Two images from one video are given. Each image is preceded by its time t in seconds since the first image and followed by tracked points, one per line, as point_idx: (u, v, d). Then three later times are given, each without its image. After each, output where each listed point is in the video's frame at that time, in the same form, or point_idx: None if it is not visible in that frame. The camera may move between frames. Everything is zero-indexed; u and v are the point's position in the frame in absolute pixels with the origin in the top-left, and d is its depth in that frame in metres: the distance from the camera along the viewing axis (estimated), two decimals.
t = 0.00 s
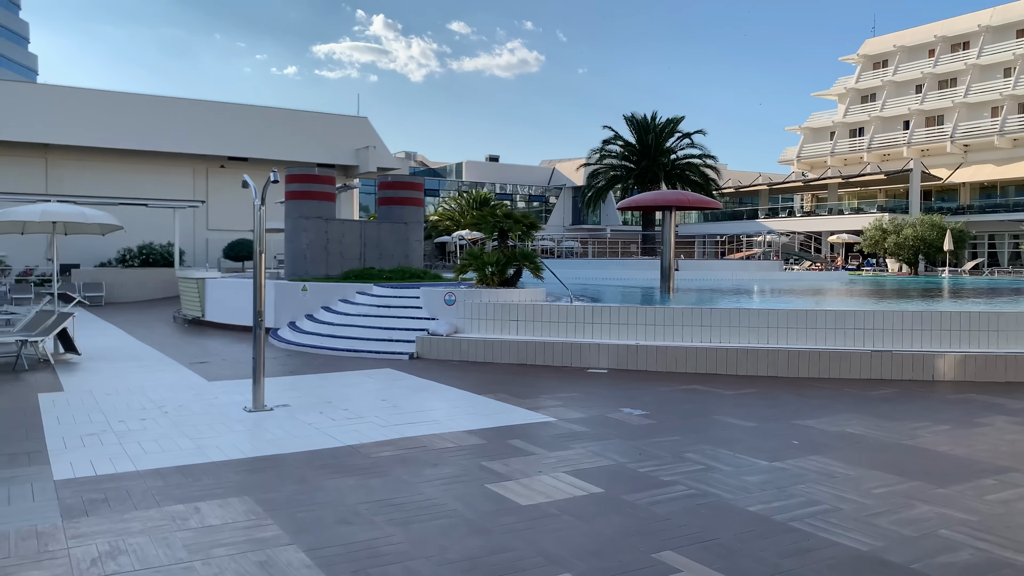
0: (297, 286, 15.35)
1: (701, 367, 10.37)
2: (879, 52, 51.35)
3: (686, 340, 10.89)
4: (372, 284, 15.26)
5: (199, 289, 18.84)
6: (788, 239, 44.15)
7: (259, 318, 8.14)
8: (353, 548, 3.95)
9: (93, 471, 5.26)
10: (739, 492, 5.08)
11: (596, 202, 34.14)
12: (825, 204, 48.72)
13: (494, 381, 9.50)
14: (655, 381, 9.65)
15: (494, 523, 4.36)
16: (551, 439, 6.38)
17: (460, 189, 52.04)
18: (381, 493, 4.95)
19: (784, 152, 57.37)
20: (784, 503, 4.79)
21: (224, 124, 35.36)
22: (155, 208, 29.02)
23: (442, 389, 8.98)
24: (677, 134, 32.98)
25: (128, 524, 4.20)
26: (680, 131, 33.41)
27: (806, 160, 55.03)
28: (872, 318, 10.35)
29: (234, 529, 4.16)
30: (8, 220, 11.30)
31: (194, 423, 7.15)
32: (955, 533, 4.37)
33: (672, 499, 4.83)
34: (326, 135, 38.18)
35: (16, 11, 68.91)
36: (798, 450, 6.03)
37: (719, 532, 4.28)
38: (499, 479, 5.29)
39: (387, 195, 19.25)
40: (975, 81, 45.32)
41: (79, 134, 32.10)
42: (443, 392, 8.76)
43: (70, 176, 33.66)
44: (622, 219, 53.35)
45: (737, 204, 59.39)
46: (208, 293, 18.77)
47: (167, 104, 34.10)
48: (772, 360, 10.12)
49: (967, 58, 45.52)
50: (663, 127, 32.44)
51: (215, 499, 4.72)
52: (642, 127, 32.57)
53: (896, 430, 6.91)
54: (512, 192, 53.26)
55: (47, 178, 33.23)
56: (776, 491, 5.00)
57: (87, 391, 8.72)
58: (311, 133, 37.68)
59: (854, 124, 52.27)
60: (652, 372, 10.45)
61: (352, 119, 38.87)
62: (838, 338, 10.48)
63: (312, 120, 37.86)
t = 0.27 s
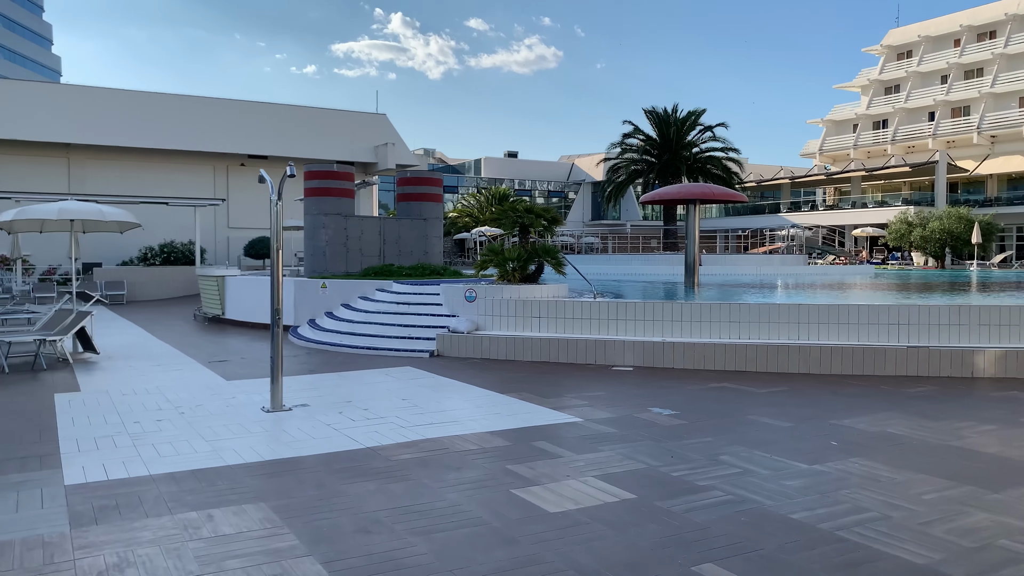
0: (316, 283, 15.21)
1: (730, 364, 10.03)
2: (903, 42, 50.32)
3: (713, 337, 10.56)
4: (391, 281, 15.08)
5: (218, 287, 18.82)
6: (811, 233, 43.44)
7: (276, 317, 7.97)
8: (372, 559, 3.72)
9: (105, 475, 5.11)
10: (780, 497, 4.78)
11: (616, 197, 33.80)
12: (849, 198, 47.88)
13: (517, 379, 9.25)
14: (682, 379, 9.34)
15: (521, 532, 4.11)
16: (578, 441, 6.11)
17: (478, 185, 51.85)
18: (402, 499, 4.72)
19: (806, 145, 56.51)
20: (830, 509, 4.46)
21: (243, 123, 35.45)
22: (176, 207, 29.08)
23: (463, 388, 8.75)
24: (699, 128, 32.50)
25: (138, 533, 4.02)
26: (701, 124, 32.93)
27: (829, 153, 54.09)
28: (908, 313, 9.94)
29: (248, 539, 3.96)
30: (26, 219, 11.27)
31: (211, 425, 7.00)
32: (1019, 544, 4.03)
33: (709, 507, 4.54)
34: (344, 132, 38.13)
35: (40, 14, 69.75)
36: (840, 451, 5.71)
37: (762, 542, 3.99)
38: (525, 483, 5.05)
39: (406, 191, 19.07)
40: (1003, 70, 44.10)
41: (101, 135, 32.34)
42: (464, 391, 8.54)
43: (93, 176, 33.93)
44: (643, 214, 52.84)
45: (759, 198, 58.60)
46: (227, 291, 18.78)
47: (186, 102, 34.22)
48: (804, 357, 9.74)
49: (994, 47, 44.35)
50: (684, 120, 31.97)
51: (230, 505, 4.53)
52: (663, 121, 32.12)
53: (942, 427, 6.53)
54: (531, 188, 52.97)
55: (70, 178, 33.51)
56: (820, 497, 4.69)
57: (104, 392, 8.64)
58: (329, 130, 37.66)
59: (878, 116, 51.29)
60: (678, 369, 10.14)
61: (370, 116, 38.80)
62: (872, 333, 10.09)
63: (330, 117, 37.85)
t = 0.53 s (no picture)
0: (328, 279, 15.03)
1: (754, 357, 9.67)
2: (919, 25, 49.35)
3: (734, 329, 10.26)
4: (403, 275, 14.86)
5: (230, 282, 18.72)
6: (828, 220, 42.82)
7: (285, 315, 7.80)
8: None
9: (106, 485, 4.96)
10: (816, 502, 4.50)
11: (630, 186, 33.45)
12: (864, 184, 47.09)
13: (533, 374, 9.00)
14: (704, 373, 9.04)
15: (542, 544, 3.86)
16: (598, 442, 5.86)
17: (490, 177, 51.54)
18: (416, 507, 4.50)
19: (821, 131, 55.73)
20: (871, 515, 4.17)
21: (253, 117, 35.32)
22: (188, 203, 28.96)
23: (478, 385, 8.53)
24: (713, 115, 32.01)
25: (139, 547, 3.83)
26: (716, 111, 32.43)
27: (844, 139, 53.22)
28: (940, 302, 9.55)
29: (255, 554, 3.76)
30: (33, 217, 11.16)
31: (220, 428, 6.83)
32: None
33: (741, 513, 4.27)
34: (354, 125, 37.89)
35: (51, 12, 70.03)
36: (878, 449, 5.40)
37: (802, 553, 3.72)
38: (546, 489, 4.81)
39: (417, 183, 18.82)
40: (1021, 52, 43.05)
41: (111, 133, 32.31)
42: (479, 388, 8.31)
43: (105, 173, 33.98)
44: (655, 203, 52.34)
45: (774, 186, 57.90)
46: (239, 287, 18.70)
47: (196, 98, 34.10)
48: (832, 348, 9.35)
49: (1012, 29, 43.34)
50: (699, 107, 31.46)
51: (237, 517, 4.33)
52: (677, 108, 31.62)
53: (984, 421, 6.18)
54: (543, 179, 52.61)
55: (82, 176, 33.62)
56: (860, 501, 4.40)
57: (112, 393, 8.52)
58: (340, 123, 37.48)
59: (894, 101, 50.40)
60: (699, 363, 9.85)
61: (380, 109, 38.53)
62: (900, 323, 9.72)
63: (340, 110, 37.62)
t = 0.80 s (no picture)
0: (325, 274, 14.79)
1: (761, 352, 9.44)
2: (920, 17, 48.97)
3: (740, 323, 10.00)
4: (402, 270, 14.61)
5: (227, 278, 18.48)
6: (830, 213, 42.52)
7: (277, 311, 7.57)
8: None
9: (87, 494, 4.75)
10: (834, 506, 4.25)
11: (632, 180, 33.19)
12: (867, 177, 46.83)
13: (534, 371, 8.75)
14: (710, 369, 8.79)
15: (545, 556, 3.62)
16: (602, 443, 5.62)
17: (490, 171, 51.26)
18: (411, 516, 4.26)
19: (823, 124, 55.38)
20: (893, 522, 3.92)
21: (252, 112, 35.04)
22: (187, 199, 28.61)
23: (477, 382, 8.30)
24: (715, 107, 31.71)
25: (115, 562, 3.62)
26: (717, 104, 32.13)
27: (846, 132, 52.93)
28: (952, 295, 9.28)
29: (238, 569, 3.53)
30: (22, 213, 10.93)
31: (210, 430, 6.64)
32: None
33: (755, 520, 4.02)
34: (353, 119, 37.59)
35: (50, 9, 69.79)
36: (896, 449, 5.15)
37: (821, 565, 3.48)
38: (549, 494, 4.56)
39: (417, 177, 18.56)
40: None
41: (108, 128, 32.06)
42: (479, 385, 8.09)
43: (103, 169, 33.71)
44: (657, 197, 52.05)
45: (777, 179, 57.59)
46: (236, 282, 18.48)
47: (194, 93, 33.82)
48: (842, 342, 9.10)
49: (1014, 20, 42.92)
50: (700, 100, 31.14)
51: (223, 528, 4.11)
52: (678, 101, 31.30)
53: (1006, 417, 5.91)
54: (544, 173, 52.34)
55: (80, 172, 33.27)
56: (881, 505, 4.15)
57: (101, 392, 8.32)
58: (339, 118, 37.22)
59: (896, 93, 50.02)
60: (705, 358, 9.60)
61: (379, 103, 38.20)
62: (912, 317, 9.44)
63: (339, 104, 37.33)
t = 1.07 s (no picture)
0: (303, 277, 14.45)
1: (746, 362, 9.21)
2: (904, 23, 49.26)
3: (726, 331, 9.80)
4: (382, 274, 14.29)
5: (203, 281, 18.04)
6: (814, 218, 42.61)
7: (246, 320, 7.27)
8: None
9: (32, 517, 4.52)
10: (828, 530, 4.00)
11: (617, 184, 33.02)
12: (850, 182, 47.03)
13: (516, 381, 8.47)
14: (696, 379, 8.55)
15: None
16: (585, 460, 5.35)
17: (475, 173, 50.95)
18: (378, 545, 3.97)
19: (806, 128, 55.62)
20: (893, 551, 3.68)
21: (234, 112, 34.54)
22: (165, 199, 28.09)
23: (457, 393, 8.02)
24: (700, 111, 31.62)
25: None
26: (702, 108, 32.05)
27: (830, 137, 53.20)
28: (941, 304, 9.11)
29: None
30: None
31: (173, 445, 6.37)
32: None
33: (746, 549, 3.77)
34: (335, 119, 37.17)
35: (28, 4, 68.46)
36: (892, 468, 4.92)
37: None
38: (526, 519, 4.29)
39: (398, 178, 18.22)
40: (1007, 50, 43.11)
41: (86, 126, 31.44)
42: (457, 396, 7.81)
43: (79, 168, 33.01)
44: (642, 200, 51.98)
45: (761, 183, 57.75)
46: (212, 285, 18.05)
47: (175, 91, 33.26)
48: (830, 352, 8.87)
49: (998, 27, 43.29)
50: (685, 103, 30.99)
51: (173, 558, 3.84)
52: (663, 104, 31.12)
53: (1003, 433, 5.70)
54: (529, 176, 52.12)
55: (56, 171, 32.59)
56: (878, 531, 3.91)
57: (61, 402, 7.99)
58: (322, 118, 36.80)
59: (880, 98, 50.33)
60: (691, 367, 9.36)
61: (363, 103, 37.81)
62: (900, 326, 9.27)
63: (322, 104, 36.91)
